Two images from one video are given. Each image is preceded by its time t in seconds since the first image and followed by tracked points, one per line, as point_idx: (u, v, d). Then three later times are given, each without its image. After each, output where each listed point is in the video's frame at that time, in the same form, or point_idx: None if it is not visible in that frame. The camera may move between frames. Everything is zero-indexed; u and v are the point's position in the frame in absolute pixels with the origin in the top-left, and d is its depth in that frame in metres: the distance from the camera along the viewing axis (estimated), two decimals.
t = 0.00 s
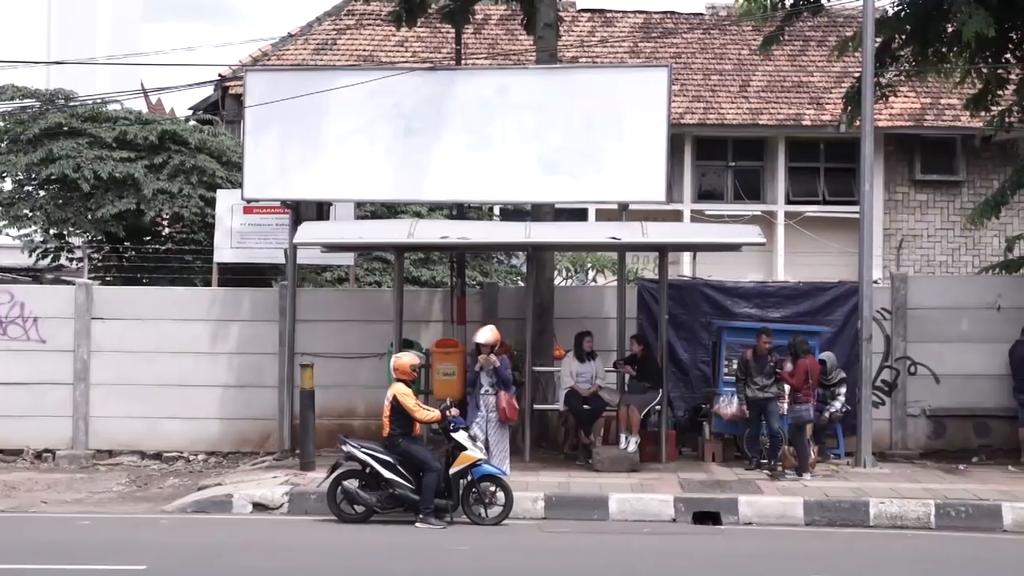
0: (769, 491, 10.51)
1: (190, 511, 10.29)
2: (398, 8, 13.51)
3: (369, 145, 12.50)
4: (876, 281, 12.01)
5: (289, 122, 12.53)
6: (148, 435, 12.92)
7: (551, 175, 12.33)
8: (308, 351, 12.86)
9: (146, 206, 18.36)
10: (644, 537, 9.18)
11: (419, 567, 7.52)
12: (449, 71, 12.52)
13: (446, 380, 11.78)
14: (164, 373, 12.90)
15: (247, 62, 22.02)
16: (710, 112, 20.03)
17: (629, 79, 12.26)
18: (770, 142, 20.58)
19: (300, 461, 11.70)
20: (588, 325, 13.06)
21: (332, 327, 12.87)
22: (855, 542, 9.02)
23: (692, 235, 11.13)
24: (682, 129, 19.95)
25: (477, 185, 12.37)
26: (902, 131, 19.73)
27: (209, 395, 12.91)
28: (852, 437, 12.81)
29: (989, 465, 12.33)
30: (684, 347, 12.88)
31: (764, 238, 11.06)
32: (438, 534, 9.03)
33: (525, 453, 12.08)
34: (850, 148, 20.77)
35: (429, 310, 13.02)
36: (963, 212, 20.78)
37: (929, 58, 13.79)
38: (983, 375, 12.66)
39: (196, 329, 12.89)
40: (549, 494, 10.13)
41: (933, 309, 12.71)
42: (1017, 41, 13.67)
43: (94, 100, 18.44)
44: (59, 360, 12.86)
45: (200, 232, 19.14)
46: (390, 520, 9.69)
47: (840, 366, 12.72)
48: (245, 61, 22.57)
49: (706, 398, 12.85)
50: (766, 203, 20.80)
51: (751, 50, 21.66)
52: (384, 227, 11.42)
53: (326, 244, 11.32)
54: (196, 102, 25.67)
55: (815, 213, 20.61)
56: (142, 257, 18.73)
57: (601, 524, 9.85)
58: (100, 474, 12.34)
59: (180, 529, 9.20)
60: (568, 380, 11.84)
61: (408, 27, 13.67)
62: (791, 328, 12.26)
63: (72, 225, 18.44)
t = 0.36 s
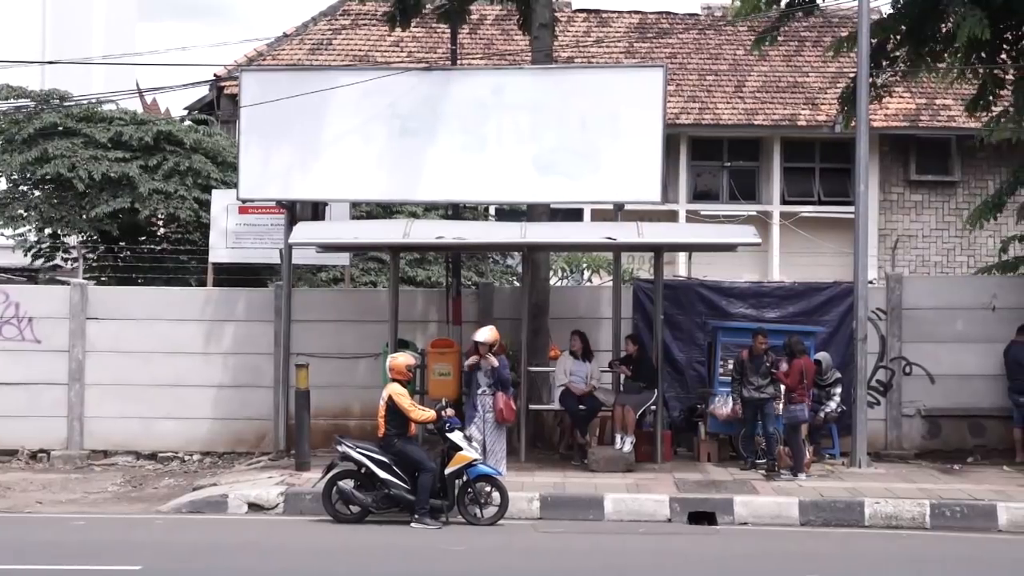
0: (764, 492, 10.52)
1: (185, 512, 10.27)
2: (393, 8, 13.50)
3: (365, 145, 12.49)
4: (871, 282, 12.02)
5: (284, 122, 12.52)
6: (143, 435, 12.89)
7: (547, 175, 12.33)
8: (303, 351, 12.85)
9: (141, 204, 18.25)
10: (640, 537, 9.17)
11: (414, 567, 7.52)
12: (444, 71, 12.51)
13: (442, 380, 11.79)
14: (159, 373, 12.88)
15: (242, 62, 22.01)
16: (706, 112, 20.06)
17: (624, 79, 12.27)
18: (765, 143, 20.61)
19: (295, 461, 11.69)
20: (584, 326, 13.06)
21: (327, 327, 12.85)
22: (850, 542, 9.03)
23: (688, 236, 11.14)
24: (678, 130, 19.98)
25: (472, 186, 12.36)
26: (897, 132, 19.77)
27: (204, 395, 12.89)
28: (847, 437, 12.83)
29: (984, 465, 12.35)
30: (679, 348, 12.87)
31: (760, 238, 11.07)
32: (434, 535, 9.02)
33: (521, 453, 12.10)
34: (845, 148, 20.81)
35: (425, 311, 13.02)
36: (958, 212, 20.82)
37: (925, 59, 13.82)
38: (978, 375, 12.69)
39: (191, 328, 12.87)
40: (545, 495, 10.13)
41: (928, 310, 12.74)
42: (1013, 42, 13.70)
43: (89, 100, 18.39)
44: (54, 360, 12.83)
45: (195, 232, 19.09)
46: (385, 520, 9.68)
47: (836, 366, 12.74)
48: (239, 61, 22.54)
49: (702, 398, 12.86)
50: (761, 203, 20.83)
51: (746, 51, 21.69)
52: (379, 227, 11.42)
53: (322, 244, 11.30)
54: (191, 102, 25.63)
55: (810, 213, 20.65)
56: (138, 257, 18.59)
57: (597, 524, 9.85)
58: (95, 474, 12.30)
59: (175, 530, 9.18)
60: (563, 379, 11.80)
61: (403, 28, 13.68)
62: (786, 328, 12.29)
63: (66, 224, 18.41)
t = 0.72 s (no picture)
0: (762, 492, 10.52)
1: (184, 512, 10.26)
2: (392, 8, 13.49)
3: (363, 145, 12.48)
4: (868, 282, 12.02)
5: (282, 122, 12.51)
6: (141, 435, 12.88)
7: (545, 175, 12.33)
8: (302, 351, 12.84)
9: (139, 204, 18.23)
10: (639, 537, 9.17)
11: (413, 567, 7.51)
12: (442, 71, 12.51)
13: (441, 380, 11.79)
14: (157, 373, 12.87)
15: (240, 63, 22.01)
16: (704, 112, 20.07)
17: (623, 78, 12.27)
18: (764, 143, 20.62)
19: (293, 461, 11.68)
20: (582, 326, 13.05)
21: (326, 327, 12.84)
22: (848, 542, 9.04)
23: (686, 236, 11.13)
24: (676, 130, 19.98)
25: (471, 185, 12.36)
26: (895, 132, 19.78)
27: (202, 395, 12.88)
28: (846, 437, 12.83)
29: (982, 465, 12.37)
30: (678, 347, 12.87)
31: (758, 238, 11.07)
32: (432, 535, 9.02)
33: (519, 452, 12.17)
34: (843, 148, 20.82)
35: (423, 310, 13.01)
36: (956, 212, 20.84)
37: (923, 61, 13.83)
38: (976, 375, 12.70)
39: (189, 328, 12.86)
40: (544, 495, 10.13)
41: (926, 310, 12.75)
42: (1011, 41, 13.70)
43: (87, 100, 18.36)
44: (52, 361, 12.82)
45: (193, 232, 19.04)
46: (384, 521, 9.68)
47: (834, 366, 12.74)
48: (238, 61, 22.53)
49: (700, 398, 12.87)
50: (759, 203, 20.83)
51: (745, 51, 21.70)
52: (378, 227, 11.41)
53: (321, 244, 11.30)
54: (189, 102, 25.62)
55: (809, 214, 20.66)
56: (136, 257, 18.57)
57: (596, 524, 9.85)
58: (93, 474, 12.29)
59: (174, 530, 9.17)
60: (563, 379, 11.83)
61: (402, 28, 13.66)
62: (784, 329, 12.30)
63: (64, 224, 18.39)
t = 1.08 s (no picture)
0: (762, 492, 10.52)
1: (184, 512, 10.26)
2: (393, 9, 13.48)
3: (363, 145, 12.48)
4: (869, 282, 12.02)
5: (283, 122, 12.51)
6: (141, 435, 12.88)
7: (545, 175, 12.33)
8: (302, 351, 12.85)
9: (139, 204, 18.22)
10: (639, 537, 9.17)
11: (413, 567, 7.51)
12: (441, 72, 12.52)
13: (442, 379, 11.78)
14: (157, 373, 12.87)
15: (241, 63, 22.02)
16: (704, 112, 20.07)
17: (623, 78, 12.28)
18: (764, 143, 20.61)
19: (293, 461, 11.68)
20: (583, 325, 13.05)
21: (326, 327, 12.84)
22: (848, 542, 9.04)
23: (686, 236, 11.13)
24: (676, 130, 19.97)
25: (470, 185, 12.36)
26: (895, 132, 19.77)
27: (202, 394, 12.88)
28: (846, 437, 12.83)
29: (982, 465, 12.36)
30: (678, 347, 12.87)
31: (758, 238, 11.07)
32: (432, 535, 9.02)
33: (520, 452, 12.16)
34: (843, 148, 20.82)
35: (423, 310, 13.01)
36: (956, 212, 20.84)
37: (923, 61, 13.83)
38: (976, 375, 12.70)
39: (189, 328, 12.86)
40: (544, 495, 10.13)
41: (926, 310, 12.75)
42: (1010, 41, 13.68)
43: (87, 100, 18.37)
44: (52, 361, 12.82)
45: (193, 233, 19.03)
46: (384, 521, 9.68)
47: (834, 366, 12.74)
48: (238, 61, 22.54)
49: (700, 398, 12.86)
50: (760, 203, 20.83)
51: (745, 51, 21.69)
52: (378, 227, 11.41)
53: (321, 244, 11.29)
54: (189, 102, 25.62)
55: (809, 214, 20.66)
56: (136, 257, 18.57)
57: (596, 524, 9.85)
58: (93, 474, 12.29)
59: (174, 530, 9.17)
60: (564, 379, 11.76)
61: (403, 28, 13.66)
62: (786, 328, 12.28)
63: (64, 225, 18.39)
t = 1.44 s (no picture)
0: (763, 492, 10.52)
1: (184, 512, 10.26)
2: (393, 9, 13.49)
3: (363, 145, 12.48)
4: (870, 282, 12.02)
5: (283, 122, 12.52)
6: (142, 435, 12.88)
7: (545, 175, 12.33)
8: (302, 351, 12.85)
9: (139, 204, 18.23)
10: (640, 537, 9.17)
11: (414, 567, 7.51)
12: (441, 72, 12.52)
13: (442, 379, 11.78)
14: (157, 373, 12.87)
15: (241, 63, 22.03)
16: (705, 112, 20.07)
17: (623, 79, 12.27)
18: (765, 144, 20.61)
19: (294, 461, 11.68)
20: (583, 326, 13.05)
21: (326, 327, 12.84)
22: (849, 542, 9.03)
23: (686, 236, 11.14)
24: (676, 130, 19.96)
25: (470, 185, 12.36)
26: (895, 132, 19.77)
27: (203, 395, 12.88)
28: (846, 437, 12.83)
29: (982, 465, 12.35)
30: (678, 347, 12.87)
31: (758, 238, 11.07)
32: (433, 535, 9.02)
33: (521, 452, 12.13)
34: (843, 148, 20.82)
35: (423, 310, 13.01)
36: (956, 212, 20.84)
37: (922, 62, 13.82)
38: (976, 375, 12.70)
39: (190, 328, 12.86)
40: (544, 495, 10.13)
41: (926, 310, 12.74)
42: (1011, 40, 13.64)
43: (88, 100, 18.37)
44: (53, 360, 12.83)
45: (193, 233, 19.03)
46: (385, 521, 9.68)
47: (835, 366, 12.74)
48: (239, 61, 22.55)
49: (701, 398, 12.86)
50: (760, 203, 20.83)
51: (745, 51, 21.68)
52: (379, 227, 11.41)
53: (322, 245, 11.29)
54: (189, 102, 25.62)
55: (810, 214, 20.65)
56: (137, 257, 18.57)
57: (596, 524, 9.85)
58: (94, 475, 12.29)
59: (174, 530, 9.17)
60: (565, 380, 11.71)
61: (403, 29, 13.66)
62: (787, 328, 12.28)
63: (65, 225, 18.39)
